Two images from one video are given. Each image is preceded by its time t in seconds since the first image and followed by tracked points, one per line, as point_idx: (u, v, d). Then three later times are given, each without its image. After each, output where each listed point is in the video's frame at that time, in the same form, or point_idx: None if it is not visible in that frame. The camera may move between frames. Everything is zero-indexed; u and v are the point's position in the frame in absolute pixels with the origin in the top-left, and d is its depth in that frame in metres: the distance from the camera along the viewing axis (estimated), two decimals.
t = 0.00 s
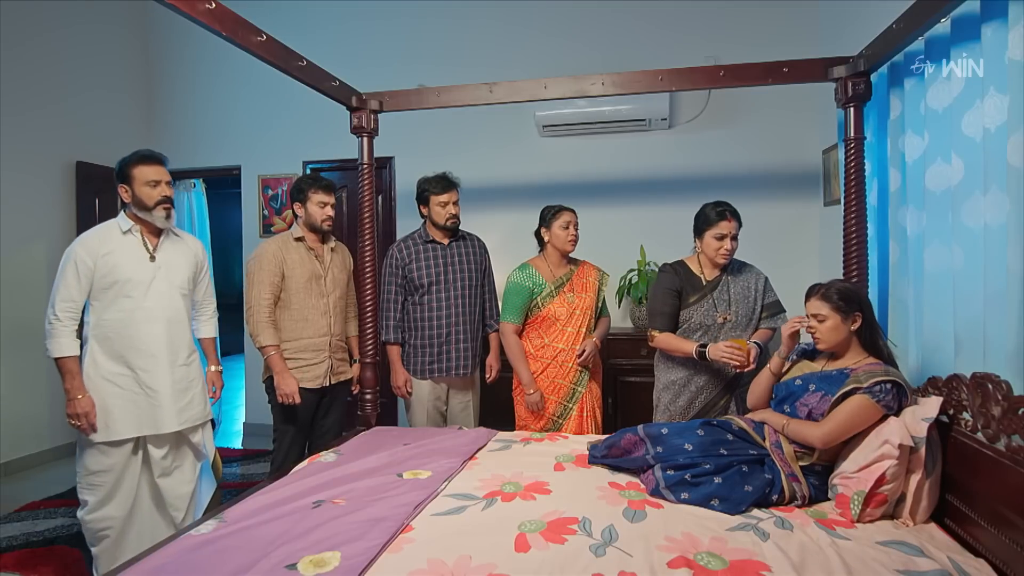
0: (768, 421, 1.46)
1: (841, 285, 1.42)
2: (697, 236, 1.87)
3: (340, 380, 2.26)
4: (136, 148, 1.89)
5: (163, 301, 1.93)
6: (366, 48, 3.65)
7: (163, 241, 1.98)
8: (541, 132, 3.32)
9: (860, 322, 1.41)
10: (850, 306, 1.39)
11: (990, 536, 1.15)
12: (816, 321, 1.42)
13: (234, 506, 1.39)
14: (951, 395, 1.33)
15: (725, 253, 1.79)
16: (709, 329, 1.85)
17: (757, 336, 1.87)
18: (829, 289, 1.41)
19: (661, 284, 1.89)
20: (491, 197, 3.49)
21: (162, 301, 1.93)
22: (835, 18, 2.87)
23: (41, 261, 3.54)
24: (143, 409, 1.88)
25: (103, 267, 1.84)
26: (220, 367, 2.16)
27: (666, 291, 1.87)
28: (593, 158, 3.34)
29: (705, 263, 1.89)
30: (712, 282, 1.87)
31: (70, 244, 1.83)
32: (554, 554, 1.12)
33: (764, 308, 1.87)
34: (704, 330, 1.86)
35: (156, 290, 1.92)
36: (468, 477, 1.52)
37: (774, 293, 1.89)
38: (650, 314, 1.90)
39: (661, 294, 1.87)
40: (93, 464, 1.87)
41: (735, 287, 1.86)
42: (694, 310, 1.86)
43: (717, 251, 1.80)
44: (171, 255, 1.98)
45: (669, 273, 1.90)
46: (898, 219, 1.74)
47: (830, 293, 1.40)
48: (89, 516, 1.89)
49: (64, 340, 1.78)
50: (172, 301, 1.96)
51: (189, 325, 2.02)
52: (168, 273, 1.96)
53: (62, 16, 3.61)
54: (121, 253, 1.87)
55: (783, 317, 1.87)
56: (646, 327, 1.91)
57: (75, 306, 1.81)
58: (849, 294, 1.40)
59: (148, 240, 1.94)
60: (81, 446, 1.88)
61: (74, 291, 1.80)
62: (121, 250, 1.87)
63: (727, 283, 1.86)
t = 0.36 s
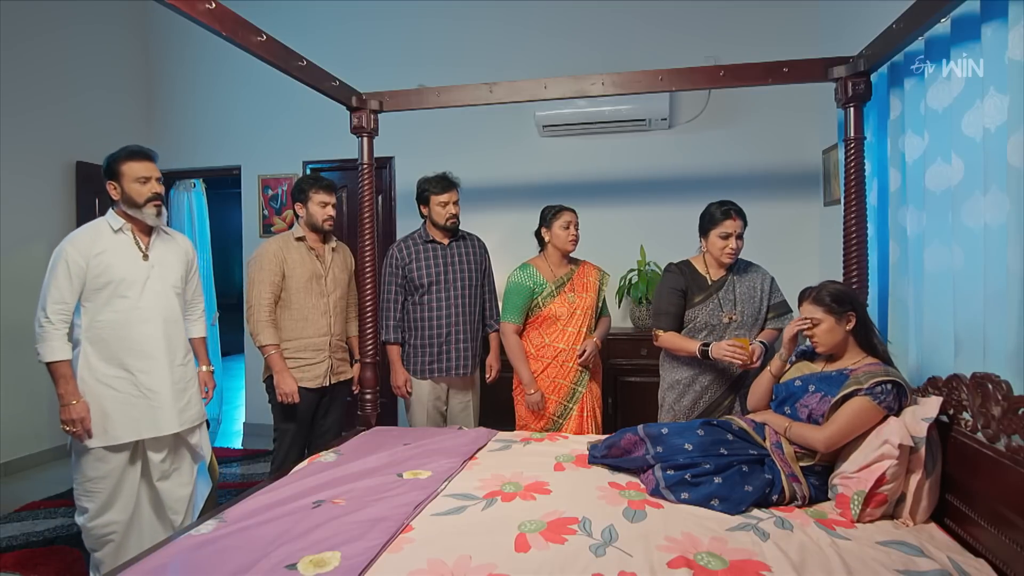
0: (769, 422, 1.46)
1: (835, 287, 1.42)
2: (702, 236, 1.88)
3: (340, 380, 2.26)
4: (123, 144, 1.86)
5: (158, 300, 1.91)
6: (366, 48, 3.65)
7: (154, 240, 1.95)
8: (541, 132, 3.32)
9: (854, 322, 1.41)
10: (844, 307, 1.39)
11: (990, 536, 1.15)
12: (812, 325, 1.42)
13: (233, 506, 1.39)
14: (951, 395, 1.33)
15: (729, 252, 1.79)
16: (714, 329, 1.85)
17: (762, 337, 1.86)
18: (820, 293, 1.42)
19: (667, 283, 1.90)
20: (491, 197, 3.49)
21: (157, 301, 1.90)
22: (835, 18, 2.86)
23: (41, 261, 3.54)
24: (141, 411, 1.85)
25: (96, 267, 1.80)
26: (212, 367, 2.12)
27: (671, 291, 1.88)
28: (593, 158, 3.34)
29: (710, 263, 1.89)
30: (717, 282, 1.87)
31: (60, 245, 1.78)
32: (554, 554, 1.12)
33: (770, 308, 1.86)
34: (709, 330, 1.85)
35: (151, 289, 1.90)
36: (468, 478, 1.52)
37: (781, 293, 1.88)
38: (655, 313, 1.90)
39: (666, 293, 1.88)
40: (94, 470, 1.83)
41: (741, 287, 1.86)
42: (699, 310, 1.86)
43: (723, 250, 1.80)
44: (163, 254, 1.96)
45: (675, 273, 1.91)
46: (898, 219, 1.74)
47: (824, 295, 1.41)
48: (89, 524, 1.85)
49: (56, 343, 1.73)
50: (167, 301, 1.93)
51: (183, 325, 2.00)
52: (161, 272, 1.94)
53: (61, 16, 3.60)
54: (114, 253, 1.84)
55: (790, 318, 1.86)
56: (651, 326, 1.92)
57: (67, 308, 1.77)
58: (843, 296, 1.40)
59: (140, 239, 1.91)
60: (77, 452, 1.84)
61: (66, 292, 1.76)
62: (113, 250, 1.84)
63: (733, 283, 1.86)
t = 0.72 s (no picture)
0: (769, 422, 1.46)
1: (831, 288, 1.42)
2: (706, 237, 1.88)
3: (341, 380, 2.26)
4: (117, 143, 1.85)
5: (154, 301, 1.91)
6: (367, 47, 3.65)
7: (148, 241, 1.95)
8: (541, 132, 3.32)
9: (852, 322, 1.41)
10: (842, 308, 1.39)
11: (990, 536, 1.15)
12: (810, 328, 1.43)
13: (233, 506, 1.39)
14: (951, 395, 1.33)
15: (733, 253, 1.79)
16: (719, 329, 1.85)
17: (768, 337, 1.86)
18: (818, 293, 1.42)
19: (672, 284, 1.90)
20: (491, 197, 3.49)
21: (153, 301, 1.91)
22: (835, 18, 2.87)
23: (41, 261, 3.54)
24: (141, 414, 1.84)
25: (92, 268, 1.79)
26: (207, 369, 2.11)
27: (676, 291, 1.88)
28: (593, 158, 3.34)
29: (715, 263, 1.89)
30: (722, 282, 1.87)
31: (53, 245, 1.76)
32: (554, 554, 1.12)
33: (776, 309, 1.87)
34: (714, 330, 1.85)
35: (147, 290, 1.90)
36: (468, 477, 1.52)
37: (786, 294, 1.89)
38: (660, 313, 1.90)
39: (671, 293, 1.88)
40: (95, 473, 1.82)
41: (746, 286, 1.86)
42: (704, 310, 1.85)
43: (726, 251, 1.81)
44: (158, 254, 1.96)
45: (679, 273, 1.91)
46: (898, 219, 1.74)
47: (820, 297, 1.41)
48: (90, 528, 1.84)
49: (52, 347, 1.71)
50: (163, 301, 1.93)
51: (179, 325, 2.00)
52: (156, 272, 1.94)
53: (60, 16, 3.60)
54: (110, 253, 1.83)
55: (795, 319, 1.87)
56: (656, 326, 1.92)
57: (63, 310, 1.75)
58: (840, 297, 1.39)
59: (134, 239, 1.90)
60: (75, 457, 1.83)
61: (61, 294, 1.74)
62: (109, 251, 1.83)
63: (738, 283, 1.86)
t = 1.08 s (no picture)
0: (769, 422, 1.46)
1: (828, 289, 1.41)
2: (709, 240, 1.88)
3: (341, 379, 2.26)
4: (111, 142, 1.85)
5: (150, 302, 1.91)
6: (367, 47, 3.65)
7: (142, 241, 1.95)
8: (541, 132, 3.32)
9: (849, 325, 1.41)
10: (840, 309, 1.39)
11: (990, 536, 1.15)
12: (808, 330, 1.43)
13: (233, 506, 1.39)
14: (951, 395, 1.33)
15: (736, 256, 1.79)
16: (726, 331, 1.85)
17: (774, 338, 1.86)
18: (815, 296, 1.41)
19: (677, 286, 1.89)
20: (491, 197, 3.49)
21: (149, 302, 1.91)
22: (835, 18, 2.86)
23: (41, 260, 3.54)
24: (139, 416, 1.84)
25: (86, 270, 1.79)
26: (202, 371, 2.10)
27: (681, 293, 1.87)
28: (593, 158, 3.34)
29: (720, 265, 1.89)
30: (729, 284, 1.87)
31: (46, 247, 1.76)
32: (554, 554, 1.12)
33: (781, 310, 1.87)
34: (721, 332, 1.85)
35: (143, 291, 1.90)
36: (468, 477, 1.52)
37: (790, 295, 1.89)
38: (667, 315, 1.90)
39: (677, 295, 1.87)
40: (94, 476, 1.82)
41: (752, 289, 1.86)
42: (710, 312, 1.85)
43: (728, 255, 1.81)
44: (153, 254, 1.96)
45: (686, 274, 1.90)
46: (898, 219, 1.74)
47: (818, 299, 1.40)
48: (90, 531, 1.84)
49: (47, 350, 1.71)
50: (158, 302, 1.93)
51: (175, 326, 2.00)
52: (150, 273, 1.93)
53: (60, 15, 3.60)
54: (104, 254, 1.83)
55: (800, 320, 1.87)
56: (662, 327, 1.92)
57: (57, 312, 1.75)
58: (836, 299, 1.39)
59: (128, 239, 1.90)
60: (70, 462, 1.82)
61: (55, 296, 1.74)
62: (104, 252, 1.83)
63: (743, 285, 1.86)
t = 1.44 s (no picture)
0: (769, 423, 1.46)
1: (827, 290, 1.41)
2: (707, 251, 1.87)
3: (342, 379, 2.26)
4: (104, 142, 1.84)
5: (144, 304, 1.91)
6: (367, 47, 3.65)
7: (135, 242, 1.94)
8: (540, 132, 3.33)
9: (849, 325, 1.41)
10: (840, 309, 1.39)
11: (990, 536, 1.15)
12: (808, 330, 1.43)
13: (233, 506, 1.39)
14: (951, 395, 1.33)
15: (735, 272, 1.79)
16: (727, 339, 1.86)
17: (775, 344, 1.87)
18: (815, 296, 1.41)
19: (679, 292, 1.88)
20: (491, 197, 3.49)
21: (143, 304, 1.90)
22: (835, 17, 2.86)
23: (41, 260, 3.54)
24: (133, 419, 1.84)
25: (79, 271, 1.79)
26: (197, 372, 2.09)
27: (683, 300, 1.86)
28: (593, 158, 3.34)
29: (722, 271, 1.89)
30: (730, 291, 1.86)
31: (39, 248, 1.75)
32: (554, 554, 1.12)
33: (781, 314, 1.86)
34: (723, 339, 1.86)
35: (136, 293, 1.89)
36: (468, 477, 1.52)
37: (790, 298, 1.89)
38: (669, 320, 1.90)
39: (678, 302, 1.87)
40: (89, 480, 1.82)
41: (754, 296, 1.86)
42: (713, 320, 1.86)
43: (728, 268, 1.81)
44: (146, 255, 1.96)
45: (687, 280, 1.89)
46: (898, 219, 1.74)
47: (818, 300, 1.40)
48: (88, 533, 1.85)
49: (40, 354, 1.71)
50: (152, 304, 1.93)
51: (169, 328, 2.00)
52: (143, 274, 1.93)
53: (60, 15, 3.60)
54: (97, 256, 1.83)
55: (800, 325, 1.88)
56: (664, 331, 1.92)
57: (49, 315, 1.74)
58: (836, 300, 1.39)
59: (122, 240, 1.90)
60: (65, 464, 1.81)
61: (48, 299, 1.74)
62: (97, 254, 1.83)
63: (745, 292, 1.86)
